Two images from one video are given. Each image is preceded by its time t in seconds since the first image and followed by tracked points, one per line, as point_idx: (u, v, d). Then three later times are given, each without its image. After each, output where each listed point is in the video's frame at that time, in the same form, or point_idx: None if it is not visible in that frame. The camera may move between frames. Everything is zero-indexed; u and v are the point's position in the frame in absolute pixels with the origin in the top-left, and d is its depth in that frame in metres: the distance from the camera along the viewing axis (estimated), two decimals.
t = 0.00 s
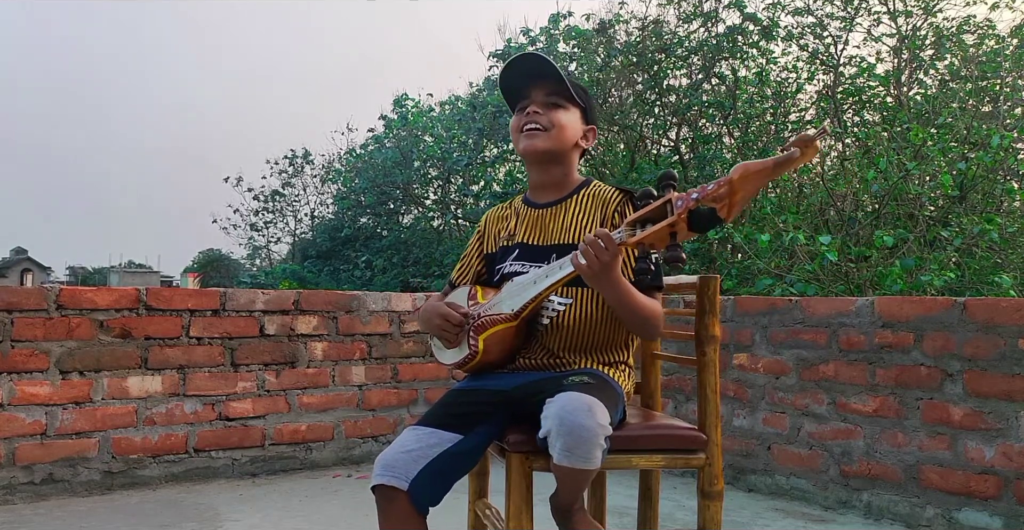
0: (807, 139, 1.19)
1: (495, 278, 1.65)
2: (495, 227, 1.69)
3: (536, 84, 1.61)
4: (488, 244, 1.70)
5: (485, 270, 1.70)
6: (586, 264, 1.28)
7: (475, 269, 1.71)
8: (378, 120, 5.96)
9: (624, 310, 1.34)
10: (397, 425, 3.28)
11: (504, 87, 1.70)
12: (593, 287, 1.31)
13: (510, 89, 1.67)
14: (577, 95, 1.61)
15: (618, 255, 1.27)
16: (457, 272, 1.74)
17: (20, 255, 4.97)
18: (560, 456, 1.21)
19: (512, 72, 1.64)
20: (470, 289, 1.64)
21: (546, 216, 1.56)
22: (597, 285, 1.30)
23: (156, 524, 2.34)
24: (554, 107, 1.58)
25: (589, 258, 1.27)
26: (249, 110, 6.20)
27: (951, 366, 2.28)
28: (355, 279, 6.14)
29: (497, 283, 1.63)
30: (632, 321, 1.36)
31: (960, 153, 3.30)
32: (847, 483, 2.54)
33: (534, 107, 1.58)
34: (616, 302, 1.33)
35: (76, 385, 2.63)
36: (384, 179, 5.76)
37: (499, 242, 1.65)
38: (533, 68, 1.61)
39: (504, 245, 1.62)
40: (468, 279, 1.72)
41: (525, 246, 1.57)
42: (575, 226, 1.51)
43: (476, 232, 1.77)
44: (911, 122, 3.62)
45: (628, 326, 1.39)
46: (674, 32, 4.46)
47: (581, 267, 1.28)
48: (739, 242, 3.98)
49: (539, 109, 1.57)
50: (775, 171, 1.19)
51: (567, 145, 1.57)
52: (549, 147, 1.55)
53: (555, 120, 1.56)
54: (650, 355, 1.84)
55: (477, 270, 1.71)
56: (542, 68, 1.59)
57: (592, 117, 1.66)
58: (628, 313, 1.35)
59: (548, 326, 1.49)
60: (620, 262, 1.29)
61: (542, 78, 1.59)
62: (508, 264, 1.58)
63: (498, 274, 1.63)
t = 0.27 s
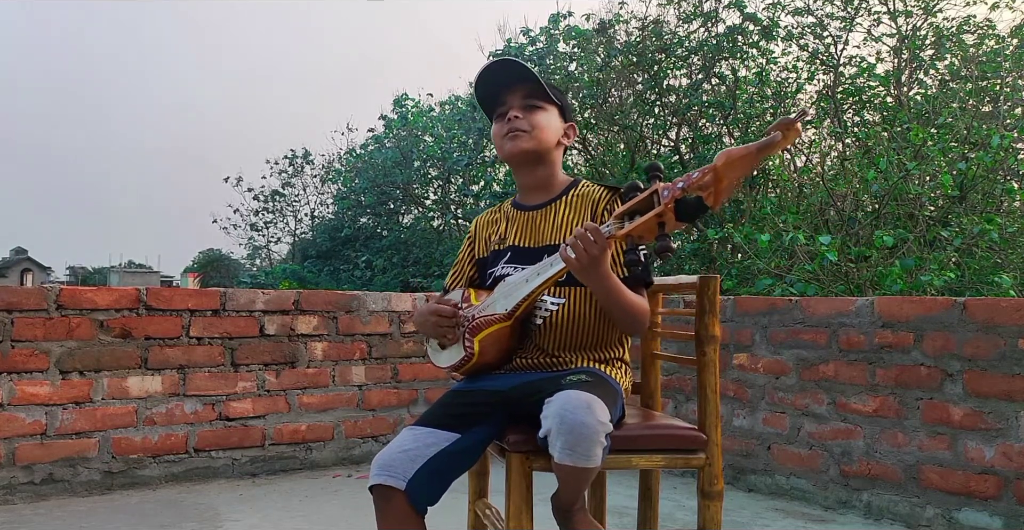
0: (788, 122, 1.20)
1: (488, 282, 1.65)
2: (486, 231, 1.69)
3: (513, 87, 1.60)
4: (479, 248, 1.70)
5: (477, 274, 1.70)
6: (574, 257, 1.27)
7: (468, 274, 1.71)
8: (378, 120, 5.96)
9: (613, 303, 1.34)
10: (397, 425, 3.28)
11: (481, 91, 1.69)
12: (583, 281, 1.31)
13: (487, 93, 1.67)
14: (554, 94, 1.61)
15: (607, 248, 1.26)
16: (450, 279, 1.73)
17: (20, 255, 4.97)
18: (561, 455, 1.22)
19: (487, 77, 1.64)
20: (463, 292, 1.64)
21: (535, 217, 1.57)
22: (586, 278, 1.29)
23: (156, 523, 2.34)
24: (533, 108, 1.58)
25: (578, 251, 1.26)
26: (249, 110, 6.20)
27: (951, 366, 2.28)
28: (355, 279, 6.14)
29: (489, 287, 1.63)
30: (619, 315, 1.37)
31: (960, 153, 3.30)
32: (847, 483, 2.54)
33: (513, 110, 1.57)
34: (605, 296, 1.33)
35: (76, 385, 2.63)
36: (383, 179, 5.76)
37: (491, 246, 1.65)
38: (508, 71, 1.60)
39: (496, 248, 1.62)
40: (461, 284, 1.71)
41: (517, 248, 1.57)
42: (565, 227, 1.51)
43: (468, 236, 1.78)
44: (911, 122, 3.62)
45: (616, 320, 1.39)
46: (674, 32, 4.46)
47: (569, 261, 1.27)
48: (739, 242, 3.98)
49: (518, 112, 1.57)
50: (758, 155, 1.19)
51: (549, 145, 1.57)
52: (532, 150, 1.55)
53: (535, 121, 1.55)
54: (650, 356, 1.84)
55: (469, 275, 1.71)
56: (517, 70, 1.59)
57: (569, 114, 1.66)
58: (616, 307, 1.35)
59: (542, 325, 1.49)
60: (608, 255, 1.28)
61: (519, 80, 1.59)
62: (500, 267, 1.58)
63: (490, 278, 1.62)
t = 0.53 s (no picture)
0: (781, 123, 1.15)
1: (482, 284, 1.65)
2: (479, 233, 1.69)
3: (499, 89, 1.61)
4: (473, 251, 1.70)
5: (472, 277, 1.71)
6: (569, 260, 1.28)
7: (462, 276, 1.72)
8: (378, 120, 5.97)
9: (609, 304, 1.34)
10: (397, 425, 3.28)
11: (467, 95, 1.70)
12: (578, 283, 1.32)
13: (473, 96, 1.67)
14: (539, 94, 1.61)
15: (600, 249, 1.27)
16: (444, 281, 1.74)
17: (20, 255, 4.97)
18: (559, 455, 1.22)
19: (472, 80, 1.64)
20: (457, 294, 1.64)
21: (528, 220, 1.57)
22: (581, 280, 1.30)
23: (156, 523, 2.34)
24: (520, 109, 1.58)
25: (572, 254, 1.27)
26: (249, 110, 6.21)
27: (951, 366, 2.28)
28: (355, 279, 6.14)
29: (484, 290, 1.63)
30: (614, 315, 1.37)
31: (960, 153, 3.30)
32: (847, 483, 2.54)
33: (500, 112, 1.57)
34: (601, 297, 1.33)
35: (76, 385, 2.63)
36: (384, 179, 5.76)
37: (484, 249, 1.65)
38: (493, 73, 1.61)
39: (490, 251, 1.62)
40: (455, 287, 1.72)
41: (510, 251, 1.57)
42: (558, 229, 1.51)
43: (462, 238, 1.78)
44: (911, 122, 3.62)
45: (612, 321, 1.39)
46: (674, 32, 4.46)
47: (563, 264, 1.29)
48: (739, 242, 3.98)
49: (506, 113, 1.57)
50: (754, 156, 1.15)
51: (538, 145, 1.57)
52: (522, 150, 1.55)
53: (523, 122, 1.56)
54: (650, 356, 1.84)
55: (464, 278, 1.72)
56: (502, 73, 1.60)
57: (556, 113, 1.66)
58: (612, 307, 1.35)
59: (539, 325, 1.50)
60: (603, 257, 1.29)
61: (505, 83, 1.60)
62: (494, 269, 1.59)
63: (485, 280, 1.63)
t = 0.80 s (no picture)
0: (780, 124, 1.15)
1: (482, 284, 1.65)
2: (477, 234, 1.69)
3: (495, 89, 1.61)
4: (471, 251, 1.70)
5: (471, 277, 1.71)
6: (568, 262, 1.28)
7: (460, 276, 1.71)
8: (378, 120, 5.97)
9: (607, 305, 1.34)
10: (397, 425, 3.28)
11: (465, 97, 1.70)
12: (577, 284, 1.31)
13: (471, 98, 1.68)
14: (536, 93, 1.61)
15: (599, 251, 1.27)
16: (443, 281, 1.74)
17: (20, 255, 4.98)
18: (558, 455, 1.22)
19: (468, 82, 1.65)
20: (456, 295, 1.63)
21: (527, 219, 1.57)
22: (580, 281, 1.30)
23: (156, 523, 2.34)
24: (516, 108, 1.58)
25: (570, 256, 1.27)
26: (250, 110, 6.21)
27: (951, 366, 2.28)
28: (355, 279, 6.14)
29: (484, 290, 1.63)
30: (612, 315, 1.36)
31: (960, 153, 3.30)
32: (847, 483, 2.54)
33: (496, 112, 1.58)
34: (599, 298, 1.33)
35: (76, 385, 2.63)
36: (384, 179, 5.76)
37: (483, 249, 1.65)
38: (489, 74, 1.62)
39: (489, 251, 1.62)
40: (454, 287, 1.72)
41: (509, 251, 1.57)
42: (557, 229, 1.51)
43: (460, 238, 1.78)
44: (911, 122, 3.62)
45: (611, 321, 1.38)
46: (674, 32, 4.46)
47: (562, 265, 1.28)
48: (739, 242, 3.98)
49: (502, 113, 1.57)
50: (751, 158, 1.16)
51: (535, 144, 1.57)
52: (518, 150, 1.55)
53: (519, 121, 1.56)
54: (650, 356, 1.84)
55: (463, 278, 1.71)
56: (497, 72, 1.60)
57: (554, 112, 1.66)
58: (611, 308, 1.35)
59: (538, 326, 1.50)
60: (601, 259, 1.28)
61: (500, 82, 1.60)
62: (494, 270, 1.59)
63: (484, 280, 1.63)
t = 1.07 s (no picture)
0: (792, 139, 1.17)
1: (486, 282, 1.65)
2: (482, 231, 1.69)
3: (498, 90, 1.61)
4: (475, 248, 1.69)
5: (475, 275, 1.71)
6: (574, 267, 1.28)
7: (462, 273, 1.71)
8: (378, 120, 5.97)
9: (611, 310, 1.34)
10: (397, 425, 3.28)
11: (469, 100, 1.71)
12: (582, 290, 1.31)
13: (475, 99, 1.68)
14: (540, 91, 1.61)
15: (605, 257, 1.26)
16: (445, 276, 1.73)
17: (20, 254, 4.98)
18: (559, 456, 1.22)
19: (471, 84, 1.66)
20: (458, 293, 1.62)
21: (534, 217, 1.56)
22: (584, 286, 1.29)
23: (156, 523, 2.34)
24: (521, 108, 1.58)
25: (576, 261, 1.27)
26: (249, 110, 6.21)
27: (951, 366, 2.28)
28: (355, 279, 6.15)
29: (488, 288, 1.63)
30: (615, 319, 1.37)
31: (960, 153, 3.30)
32: (847, 483, 2.54)
33: (501, 113, 1.58)
34: (603, 304, 1.32)
35: (76, 385, 2.63)
36: (384, 179, 5.76)
37: (488, 247, 1.65)
38: (492, 75, 1.62)
39: (494, 250, 1.62)
40: (456, 284, 1.71)
41: (515, 250, 1.56)
42: (564, 228, 1.51)
43: (463, 234, 1.77)
44: (911, 122, 3.62)
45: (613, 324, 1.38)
46: (674, 32, 4.46)
47: (567, 270, 1.28)
48: (739, 242, 3.98)
49: (506, 114, 1.58)
50: (761, 171, 1.15)
51: (540, 143, 1.57)
52: (524, 150, 1.55)
53: (524, 122, 1.56)
54: (650, 356, 1.84)
55: (465, 275, 1.71)
56: (502, 73, 1.60)
57: (559, 109, 1.66)
58: (614, 312, 1.35)
59: (540, 328, 1.49)
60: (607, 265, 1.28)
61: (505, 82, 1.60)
62: (498, 268, 1.58)
63: (488, 278, 1.62)
